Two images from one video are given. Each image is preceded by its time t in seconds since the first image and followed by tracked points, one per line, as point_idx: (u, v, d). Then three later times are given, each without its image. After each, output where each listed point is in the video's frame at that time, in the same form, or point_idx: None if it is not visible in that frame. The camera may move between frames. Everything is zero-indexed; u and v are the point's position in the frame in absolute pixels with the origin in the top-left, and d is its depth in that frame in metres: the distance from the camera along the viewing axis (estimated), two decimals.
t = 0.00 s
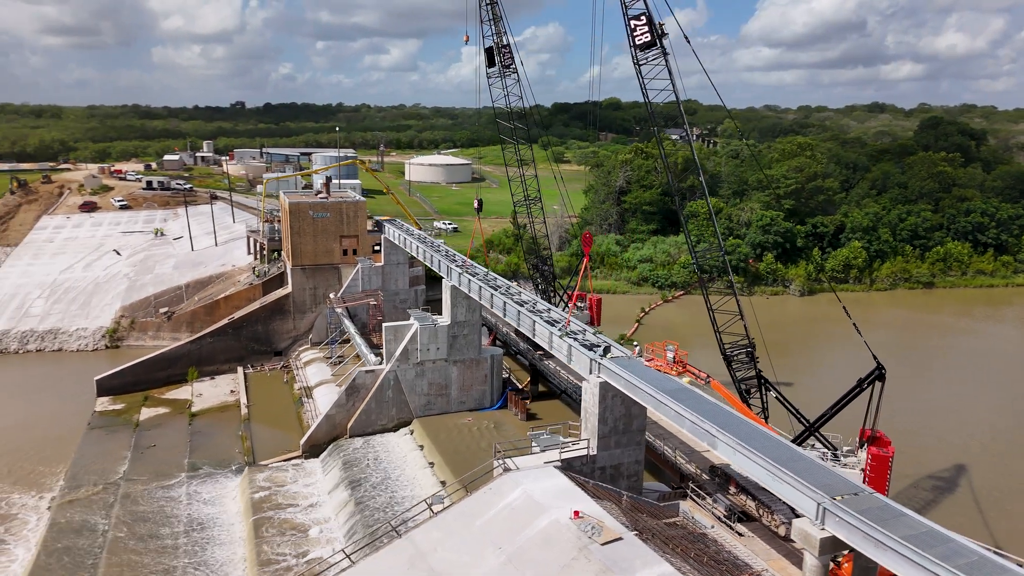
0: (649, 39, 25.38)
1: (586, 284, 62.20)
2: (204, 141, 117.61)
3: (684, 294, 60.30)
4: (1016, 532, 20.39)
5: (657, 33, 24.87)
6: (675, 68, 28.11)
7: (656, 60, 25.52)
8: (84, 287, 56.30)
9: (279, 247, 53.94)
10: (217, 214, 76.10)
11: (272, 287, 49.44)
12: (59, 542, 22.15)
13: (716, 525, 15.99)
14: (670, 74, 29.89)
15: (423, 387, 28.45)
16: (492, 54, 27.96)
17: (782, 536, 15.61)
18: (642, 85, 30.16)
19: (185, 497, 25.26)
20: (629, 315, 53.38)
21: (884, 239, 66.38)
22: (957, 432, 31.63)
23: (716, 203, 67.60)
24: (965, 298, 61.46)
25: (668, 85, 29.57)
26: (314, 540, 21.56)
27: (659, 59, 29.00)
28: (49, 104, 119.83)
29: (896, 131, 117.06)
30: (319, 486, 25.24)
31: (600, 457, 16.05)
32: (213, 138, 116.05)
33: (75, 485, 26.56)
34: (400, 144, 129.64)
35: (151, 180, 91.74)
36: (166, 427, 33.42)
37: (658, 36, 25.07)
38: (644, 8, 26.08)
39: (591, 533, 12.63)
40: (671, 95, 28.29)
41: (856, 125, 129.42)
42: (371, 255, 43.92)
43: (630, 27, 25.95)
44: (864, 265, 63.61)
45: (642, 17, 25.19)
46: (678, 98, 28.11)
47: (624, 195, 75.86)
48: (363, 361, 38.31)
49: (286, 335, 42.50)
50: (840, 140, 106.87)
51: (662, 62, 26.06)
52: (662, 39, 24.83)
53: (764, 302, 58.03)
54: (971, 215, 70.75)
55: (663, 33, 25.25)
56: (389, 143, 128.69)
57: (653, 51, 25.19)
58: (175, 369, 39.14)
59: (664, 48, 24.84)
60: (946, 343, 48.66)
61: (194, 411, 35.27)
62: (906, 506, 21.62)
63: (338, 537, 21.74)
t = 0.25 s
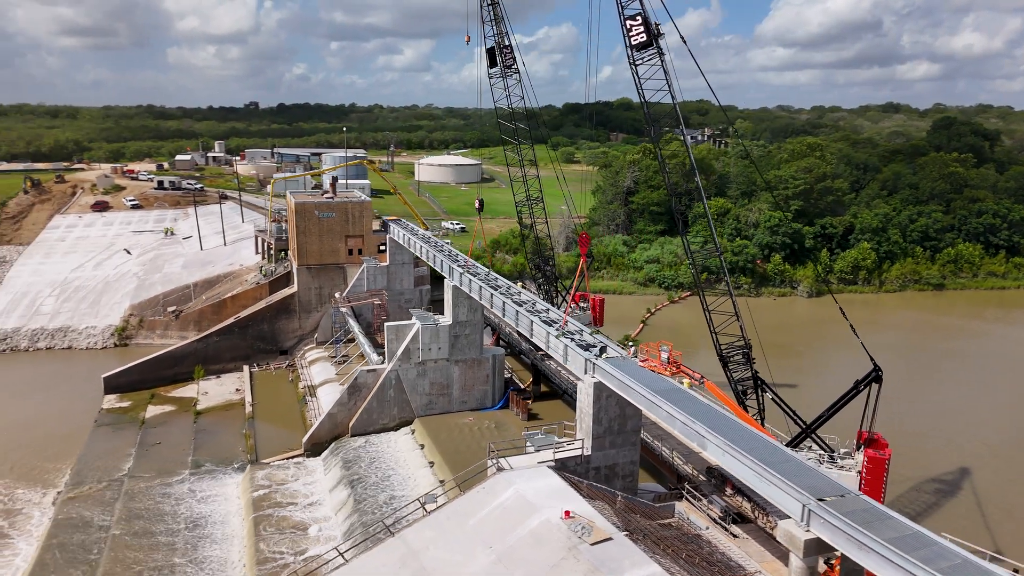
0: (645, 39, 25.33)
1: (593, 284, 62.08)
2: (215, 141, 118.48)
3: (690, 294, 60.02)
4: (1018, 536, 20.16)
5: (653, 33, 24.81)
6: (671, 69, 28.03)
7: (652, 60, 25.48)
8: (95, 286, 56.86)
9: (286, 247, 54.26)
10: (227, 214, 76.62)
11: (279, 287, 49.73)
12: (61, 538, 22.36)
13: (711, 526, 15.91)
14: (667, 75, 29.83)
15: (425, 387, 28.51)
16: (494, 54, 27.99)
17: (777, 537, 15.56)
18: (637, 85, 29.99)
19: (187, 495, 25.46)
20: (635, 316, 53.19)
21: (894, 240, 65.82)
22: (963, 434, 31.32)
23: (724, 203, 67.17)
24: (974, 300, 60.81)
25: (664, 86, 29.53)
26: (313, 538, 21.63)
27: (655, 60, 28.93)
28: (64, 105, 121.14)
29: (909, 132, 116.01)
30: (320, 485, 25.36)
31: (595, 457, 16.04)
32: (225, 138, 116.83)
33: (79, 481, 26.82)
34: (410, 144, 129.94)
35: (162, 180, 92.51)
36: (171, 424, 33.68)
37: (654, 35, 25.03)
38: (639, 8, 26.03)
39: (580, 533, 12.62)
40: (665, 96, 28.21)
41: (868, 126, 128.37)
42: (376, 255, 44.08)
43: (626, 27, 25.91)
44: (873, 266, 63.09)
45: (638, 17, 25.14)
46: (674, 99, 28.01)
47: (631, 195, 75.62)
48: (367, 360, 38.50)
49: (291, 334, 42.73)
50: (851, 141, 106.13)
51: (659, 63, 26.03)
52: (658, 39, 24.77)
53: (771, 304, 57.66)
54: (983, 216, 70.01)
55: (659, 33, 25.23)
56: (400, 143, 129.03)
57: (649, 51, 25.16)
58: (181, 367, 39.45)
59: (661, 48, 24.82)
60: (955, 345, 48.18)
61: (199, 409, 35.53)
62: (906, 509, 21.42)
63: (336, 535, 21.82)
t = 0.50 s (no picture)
0: (640, 39, 25.08)
1: (600, 285, 61.96)
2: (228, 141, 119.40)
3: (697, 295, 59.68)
4: (1019, 541, 19.95)
5: (648, 33, 24.52)
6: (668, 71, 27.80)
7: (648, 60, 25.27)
8: (105, 284, 57.48)
9: (294, 246, 54.58)
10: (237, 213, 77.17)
11: (286, 286, 50.04)
12: (64, 532, 22.66)
13: (705, 527, 15.83)
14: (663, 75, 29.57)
15: (427, 386, 28.58)
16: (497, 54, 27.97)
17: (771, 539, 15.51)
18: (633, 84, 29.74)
19: (190, 491, 25.68)
20: (642, 316, 53.03)
21: (905, 242, 65.14)
22: (969, 437, 30.99)
23: (733, 203, 66.68)
24: (986, 302, 59.97)
25: (660, 86, 29.26)
26: (312, 535, 21.76)
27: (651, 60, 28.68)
28: (81, 105, 122.70)
29: (923, 133, 114.77)
30: (321, 483, 25.49)
31: (589, 457, 16.04)
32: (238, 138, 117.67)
33: (85, 477, 27.11)
34: (422, 144, 130.19)
35: (175, 180, 93.35)
36: (177, 422, 33.96)
37: (650, 36, 24.77)
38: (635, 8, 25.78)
39: (569, 533, 12.62)
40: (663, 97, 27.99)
41: (883, 127, 127.08)
42: (382, 255, 44.24)
43: (622, 27, 25.70)
44: (884, 267, 62.43)
45: (633, 17, 24.91)
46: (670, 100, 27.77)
47: (640, 196, 75.33)
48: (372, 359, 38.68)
49: (298, 333, 42.98)
50: (864, 141, 105.10)
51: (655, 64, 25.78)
52: (654, 39, 24.51)
53: (779, 305, 57.26)
54: (996, 217, 69.15)
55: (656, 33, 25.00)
56: (411, 143, 129.35)
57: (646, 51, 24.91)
58: (188, 365, 39.79)
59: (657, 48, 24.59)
60: (966, 348, 47.59)
61: (205, 406, 35.82)
62: (907, 512, 21.21)
63: (335, 533, 21.92)
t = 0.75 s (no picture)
0: (636, 39, 24.81)
1: (606, 286, 61.85)
2: (240, 141, 120.16)
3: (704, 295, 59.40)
4: (1020, 545, 19.78)
5: (644, 33, 24.24)
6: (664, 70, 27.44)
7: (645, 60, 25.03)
8: (115, 282, 57.97)
9: (301, 246, 54.83)
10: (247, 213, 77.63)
11: (293, 285, 50.30)
12: (67, 528, 22.90)
13: (700, 528, 15.77)
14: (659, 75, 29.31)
15: (429, 385, 28.65)
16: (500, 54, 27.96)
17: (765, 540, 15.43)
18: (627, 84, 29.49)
19: (193, 489, 25.86)
20: (648, 317, 52.88)
21: (915, 243, 64.50)
22: (973, 440, 30.72)
23: (741, 204, 66.26)
24: (998, 304, 59.31)
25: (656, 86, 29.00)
26: (311, 533, 21.87)
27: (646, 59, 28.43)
28: (96, 105, 123.86)
29: (937, 133, 113.60)
30: (322, 481, 25.61)
31: (583, 457, 16.05)
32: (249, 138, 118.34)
33: (90, 474, 27.36)
34: (432, 144, 130.35)
35: (186, 179, 94.04)
36: (182, 419, 34.22)
37: (645, 36, 24.51)
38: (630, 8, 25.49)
39: (559, 532, 12.62)
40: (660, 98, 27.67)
41: (896, 127, 125.85)
42: (387, 255, 44.36)
43: (617, 27, 25.46)
44: (893, 269, 61.88)
45: (628, 17, 24.68)
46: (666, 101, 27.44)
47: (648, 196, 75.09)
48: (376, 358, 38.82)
49: (303, 332, 43.17)
50: (874, 141, 104.30)
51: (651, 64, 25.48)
52: (650, 40, 24.25)
53: (787, 306, 56.91)
54: (1009, 218, 68.35)
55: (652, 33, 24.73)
56: (422, 143, 129.57)
57: (643, 51, 24.66)
58: (195, 363, 40.07)
59: (653, 48, 24.34)
60: (976, 350, 47.17)
61: (210, 404, 36.08)
62: (908, 515, 21.05)
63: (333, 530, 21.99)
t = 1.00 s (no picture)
0: (630, 40, 24.69)
1: (614, 286, 61.73)
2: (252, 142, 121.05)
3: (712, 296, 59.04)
4: (1022, 550, 19.60)
5: (638, 34, 24.11)
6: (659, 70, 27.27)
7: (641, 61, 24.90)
8: (126, 281, 58.56)
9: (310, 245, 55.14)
10: (258, 213, 78.17)
11: (300, 284, 50.61)
12: (71, 522, 23.21)
13: (693, 529, 15.70)
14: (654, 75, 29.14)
15: (430, 384, 28.73)
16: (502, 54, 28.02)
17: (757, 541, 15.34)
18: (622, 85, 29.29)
19: (196, 486, 26.10)
20: (655, 318, 52.72)
21: (926, 244, 63.76)
22: (981, 444, 30.38)
23: (750, 204, 65.78)
24: (1011, 307, 58.50)
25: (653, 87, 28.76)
26: (310, 531, 21.98)
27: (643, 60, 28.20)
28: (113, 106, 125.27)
29: (953, 133, 112.15)
30: (323, 479, 25.75)
31: (576, 457, 16.03)
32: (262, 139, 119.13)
33: (96, 469, 27.66)
34: (444, 145, 130.57)
35: (199, 179, 94.83)
36: (188, 417, 34.53)
37: (640, 37, 24.38)
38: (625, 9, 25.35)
39: (547, 532, 12.62)
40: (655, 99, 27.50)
41: (912, 127, 124.42)
42: (393, 254, 44.53)
43: (613, 27, 25.28)
44: (904, 270, 61.21)
45: (623, 17, 24.50)
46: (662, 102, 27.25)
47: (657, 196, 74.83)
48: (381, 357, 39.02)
49: (310, 331, 43.41)
50: (887, 142, 103.37)
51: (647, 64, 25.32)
52: (644, 40, 24.12)
53: (795, 308, 56.52)
54: None
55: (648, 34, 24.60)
56: (433, 143, 129.83)
57: (638, 52, 24.55)
58: (202, 361, 40.43)
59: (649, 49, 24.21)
60: (987, 353, 46.59)
61: (216, 402, 36.38)
62: (909, 518, 20.87)
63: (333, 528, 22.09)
